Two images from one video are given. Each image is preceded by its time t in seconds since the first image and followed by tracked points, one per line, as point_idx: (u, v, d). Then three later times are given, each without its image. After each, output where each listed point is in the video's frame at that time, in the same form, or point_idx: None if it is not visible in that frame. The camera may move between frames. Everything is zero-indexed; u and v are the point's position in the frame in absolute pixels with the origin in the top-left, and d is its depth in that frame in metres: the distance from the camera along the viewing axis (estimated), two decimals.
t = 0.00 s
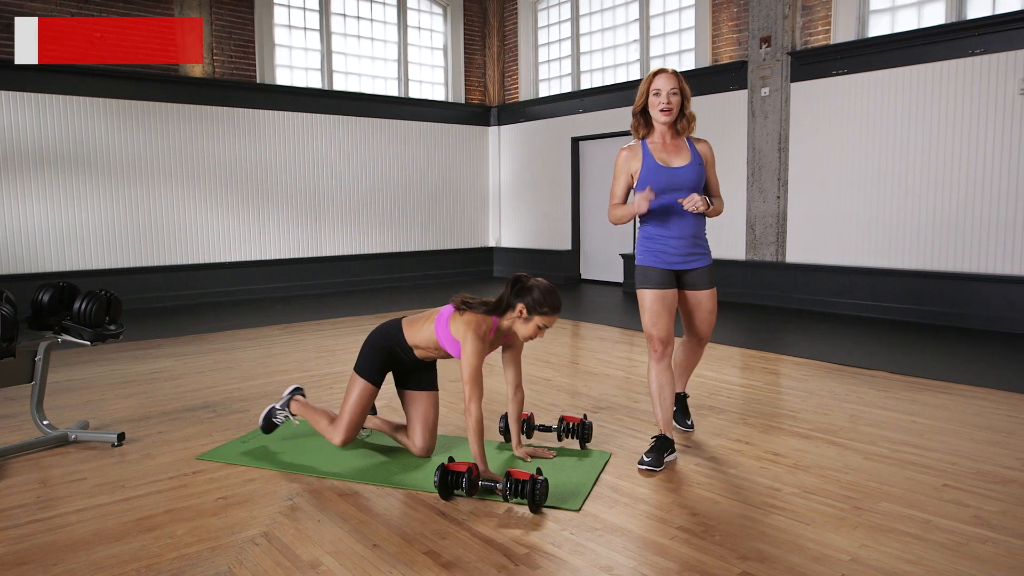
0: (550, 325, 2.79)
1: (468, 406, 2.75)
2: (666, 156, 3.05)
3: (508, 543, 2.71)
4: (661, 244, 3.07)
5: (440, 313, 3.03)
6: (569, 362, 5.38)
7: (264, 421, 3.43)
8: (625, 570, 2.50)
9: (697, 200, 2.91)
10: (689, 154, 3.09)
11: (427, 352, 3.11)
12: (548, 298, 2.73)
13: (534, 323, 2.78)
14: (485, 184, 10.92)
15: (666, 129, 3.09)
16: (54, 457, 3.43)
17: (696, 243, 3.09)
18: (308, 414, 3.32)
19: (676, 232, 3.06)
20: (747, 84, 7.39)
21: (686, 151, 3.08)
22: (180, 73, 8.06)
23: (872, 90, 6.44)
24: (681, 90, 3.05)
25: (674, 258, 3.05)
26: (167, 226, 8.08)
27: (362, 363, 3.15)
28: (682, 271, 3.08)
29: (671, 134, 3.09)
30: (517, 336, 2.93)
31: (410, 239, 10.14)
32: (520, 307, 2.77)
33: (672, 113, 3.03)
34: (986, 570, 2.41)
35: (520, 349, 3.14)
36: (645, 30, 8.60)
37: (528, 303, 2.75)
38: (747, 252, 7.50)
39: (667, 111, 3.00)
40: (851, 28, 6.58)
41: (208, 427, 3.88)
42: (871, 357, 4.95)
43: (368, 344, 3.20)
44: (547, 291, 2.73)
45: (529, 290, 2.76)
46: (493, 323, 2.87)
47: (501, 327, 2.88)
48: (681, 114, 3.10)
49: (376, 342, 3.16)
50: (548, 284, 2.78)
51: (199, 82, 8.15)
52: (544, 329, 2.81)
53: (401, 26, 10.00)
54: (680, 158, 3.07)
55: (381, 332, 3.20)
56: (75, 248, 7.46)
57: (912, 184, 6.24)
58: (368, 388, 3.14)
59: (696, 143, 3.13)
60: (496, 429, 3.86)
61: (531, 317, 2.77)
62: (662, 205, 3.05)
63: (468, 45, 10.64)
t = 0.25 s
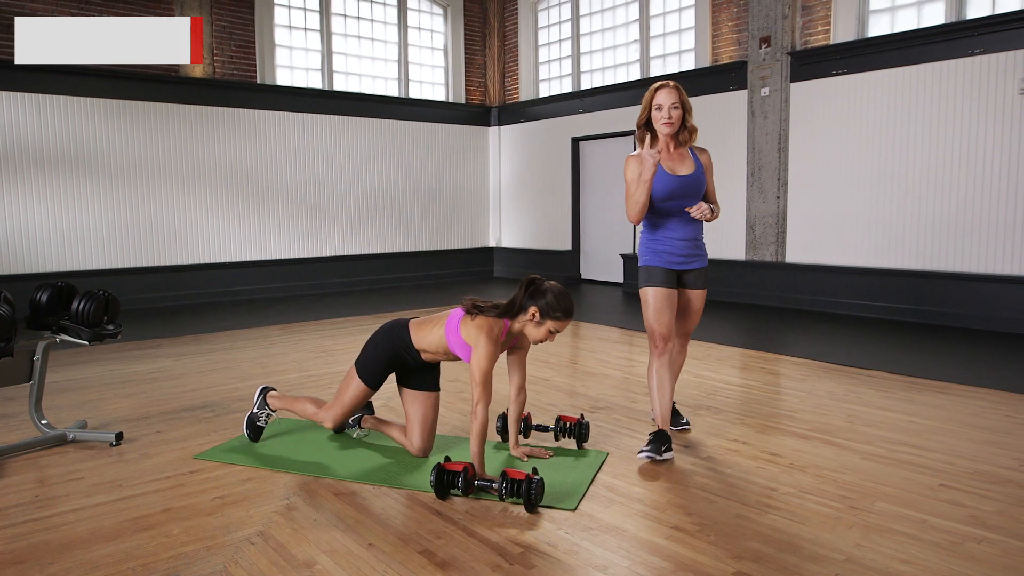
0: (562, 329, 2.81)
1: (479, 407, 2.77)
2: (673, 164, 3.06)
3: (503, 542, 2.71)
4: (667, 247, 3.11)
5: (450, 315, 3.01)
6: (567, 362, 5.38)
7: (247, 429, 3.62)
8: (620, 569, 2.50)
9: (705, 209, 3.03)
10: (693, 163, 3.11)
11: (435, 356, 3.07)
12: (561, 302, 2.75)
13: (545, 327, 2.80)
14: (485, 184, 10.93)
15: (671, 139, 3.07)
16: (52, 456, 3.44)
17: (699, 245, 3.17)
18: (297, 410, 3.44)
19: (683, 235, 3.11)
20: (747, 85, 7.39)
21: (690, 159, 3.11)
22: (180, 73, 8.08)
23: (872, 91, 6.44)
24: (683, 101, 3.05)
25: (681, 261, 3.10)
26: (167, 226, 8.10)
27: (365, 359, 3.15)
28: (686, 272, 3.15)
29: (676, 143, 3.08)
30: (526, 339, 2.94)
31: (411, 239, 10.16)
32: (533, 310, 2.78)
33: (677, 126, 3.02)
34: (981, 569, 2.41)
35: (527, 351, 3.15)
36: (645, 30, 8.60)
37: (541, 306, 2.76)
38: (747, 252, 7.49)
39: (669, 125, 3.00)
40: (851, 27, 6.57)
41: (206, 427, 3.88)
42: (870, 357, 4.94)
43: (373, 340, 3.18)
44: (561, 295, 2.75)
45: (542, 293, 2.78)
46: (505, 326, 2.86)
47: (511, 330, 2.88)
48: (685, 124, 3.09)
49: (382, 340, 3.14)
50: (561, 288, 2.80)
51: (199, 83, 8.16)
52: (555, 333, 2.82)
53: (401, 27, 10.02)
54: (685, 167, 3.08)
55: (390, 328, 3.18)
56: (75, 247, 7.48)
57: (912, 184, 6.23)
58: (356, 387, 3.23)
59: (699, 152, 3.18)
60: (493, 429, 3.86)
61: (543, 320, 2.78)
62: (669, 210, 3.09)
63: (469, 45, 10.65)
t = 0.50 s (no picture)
0: (559, 334, 2.82)
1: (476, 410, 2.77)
2: (670, 163, 3.21)
3: (497, 542, 2.72)
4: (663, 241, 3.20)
5: (447, 318, 3.01)
6: (563, 361, 5.38)
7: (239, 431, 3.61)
8: (612, 568, 2.51)
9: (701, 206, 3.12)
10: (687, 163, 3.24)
11: (430, 360, 3.06)
12: (560, 308, 2.75)
13: (543, 332, 2.80)
14: (482, 184, 10.93)
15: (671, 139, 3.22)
16: (46, 456, 3.44)
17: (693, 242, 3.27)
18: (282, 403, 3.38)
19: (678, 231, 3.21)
20: (743, 85, 7.40)
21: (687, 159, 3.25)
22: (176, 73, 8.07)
23: (867, 91, 6.45)
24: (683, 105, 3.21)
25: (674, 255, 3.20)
26: (163, 226, 8.10)
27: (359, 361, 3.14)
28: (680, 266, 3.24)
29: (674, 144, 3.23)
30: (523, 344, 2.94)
31: (408, 239, 10.16)
32: (531, 314, 2.78)
33: (675, 127, 3.16)
34: (973, 568, 2.42)
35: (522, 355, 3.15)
36: (642, 30, 8.60)
37: (540, 311, 2.76)
38: (744, 252, 7.50)
39: (668, 127, 3.13)
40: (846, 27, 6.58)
41: (201, 427, 3.88)
42: (865, 356, 4.95)
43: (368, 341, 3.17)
44: (560, 300, 2.75)
45: (541, 298, 2.78)
46: (502, 328, 2.86)
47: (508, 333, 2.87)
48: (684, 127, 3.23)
49: (377, 343, 3.12)
50: (559, 293, 2.80)
51: (195, 82, 8.16)
52: (552, 338, 2.83)
53: (398, 26, 10.02)
54: (682, 166, 3.22)
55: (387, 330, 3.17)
56: (71, 247, 7.48)
57: (908, 184, 6.24)
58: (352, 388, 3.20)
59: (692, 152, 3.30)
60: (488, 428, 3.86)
61: (541, 326, 2.79)
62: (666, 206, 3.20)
63: (465, 45, 10.65)
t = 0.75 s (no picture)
0: (551, 337, 2.83)
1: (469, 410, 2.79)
2: (666, 160, 3.24)
3: (492, 541, 2.72)
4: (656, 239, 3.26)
5: (438, 316, 3.00)
6: (560, 361, 5.38)
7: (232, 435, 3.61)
8: (608, 567, 2.51)
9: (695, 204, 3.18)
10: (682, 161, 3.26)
11: (420, 358, 3.05)
12: (552, 312, 2.76)
13: (535, 335, 2.81)
14: (480, 183, 10.93)
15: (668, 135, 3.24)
16: (43, 456, 3.44)
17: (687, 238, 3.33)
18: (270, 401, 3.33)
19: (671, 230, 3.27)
20: (741, 85, 7.40)
21: (682, 156, 3.28)
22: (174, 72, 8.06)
23: (865, 90, 6.46)
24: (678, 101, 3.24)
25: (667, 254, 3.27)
26: (161, 225, 8.10)
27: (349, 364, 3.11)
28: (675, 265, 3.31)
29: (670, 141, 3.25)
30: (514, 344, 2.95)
31: (406, 239, 10.16)
32: (524, 317, 2.79)
33: (671, 127, 3.18)
34: (968, 567, 2.43)
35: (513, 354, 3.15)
36: (639, 29, 8.59)
37: (532, 315, 2.77)
38: (741, 252, 7.50)
39: (663, 128, 3.15)
40: (844, 27, 6.58)
41: (197, 426, 3.88)
42: (861, 355, 4.95)
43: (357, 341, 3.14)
44: (552, 304, 2.76)
45: (534, 301, 2.78)
46: (495, 328, 2.87)
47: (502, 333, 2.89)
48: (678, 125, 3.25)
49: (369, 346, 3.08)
50: (552, 296, 2.81)
51: (192, 82, 8.15)
52: (543, 341, 2.85)
53: (396, 26, 10.02)
54: (676, 164, 3.25)
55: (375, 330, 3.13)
56: (69, 247, 7.48)
57: (906, 184, 6.25)
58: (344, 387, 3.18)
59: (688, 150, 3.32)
60: (484, 428, 3.86)
61: (533, 328, 2.80)
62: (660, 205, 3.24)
63: (463, 45, 10.65)
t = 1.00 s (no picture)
0: (551, 342, 2.83)
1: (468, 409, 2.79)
2: (653, 161, 3.31)
3: (492, 541, 2.71)
4: (643, 238, 3.35)
5: (439, 310, 2.97)
6: (561, 361, 5.37)
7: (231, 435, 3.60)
8: (608, 567, 2.51)
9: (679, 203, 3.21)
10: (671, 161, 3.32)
11: (419, 351, 3.02)
12: (554, 317, 2.75)
13: (536, 339, 2.81)
14: (480, 183, 10.93)
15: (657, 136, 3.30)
16: (42, 456, 3.44)
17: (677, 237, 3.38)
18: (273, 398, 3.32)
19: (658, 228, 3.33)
20: (742, 84, 7.38)
21: (672, 156, 3.33)
22: (174, 72, 8.06)
23: (866, 90, 6.45)
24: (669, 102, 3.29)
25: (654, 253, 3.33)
26: (161, 225, 8.10)
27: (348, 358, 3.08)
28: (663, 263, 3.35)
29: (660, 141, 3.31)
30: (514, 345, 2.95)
31: (406, 239, 10.15)
32: (526, 322, 2.78)
33: (659, 127, 3.24)
34: (968, 567, 2.42)
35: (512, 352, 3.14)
36: (640, 28, 8.58)
37: (534, 319, 2.76)
38: (742, 251, 7.49)
39: (652, 128, 3.21)
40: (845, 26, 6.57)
41: (197, 426, 3.88)
42: (862, 355, 4.94)
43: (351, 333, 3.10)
44: (554, 310, 2.75)
45: (537, 304, 2.77)
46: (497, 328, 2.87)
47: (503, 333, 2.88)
48: (668, 125, 3.30)
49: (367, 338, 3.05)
50: (555, 300, 2.80)
51: (192, 81, 8.14)
52: (544, 345, 2.84)
53: (396, 25, 10.01)
54: (665, 164, 3.31)
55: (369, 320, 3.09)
56: (70, 247, 7.48)
57: (907, 183, 6.24)
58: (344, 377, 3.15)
59: (680, 149, 3.36)
60: (484, 428, 3.85)
61: (534, 332, 2.79)
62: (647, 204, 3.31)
63: (463, 44, 10.63)
